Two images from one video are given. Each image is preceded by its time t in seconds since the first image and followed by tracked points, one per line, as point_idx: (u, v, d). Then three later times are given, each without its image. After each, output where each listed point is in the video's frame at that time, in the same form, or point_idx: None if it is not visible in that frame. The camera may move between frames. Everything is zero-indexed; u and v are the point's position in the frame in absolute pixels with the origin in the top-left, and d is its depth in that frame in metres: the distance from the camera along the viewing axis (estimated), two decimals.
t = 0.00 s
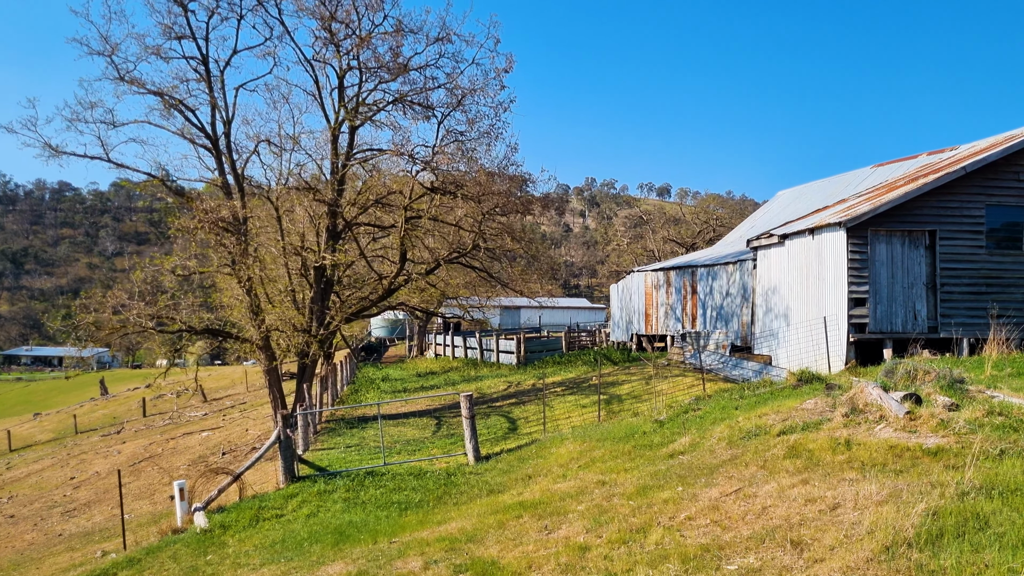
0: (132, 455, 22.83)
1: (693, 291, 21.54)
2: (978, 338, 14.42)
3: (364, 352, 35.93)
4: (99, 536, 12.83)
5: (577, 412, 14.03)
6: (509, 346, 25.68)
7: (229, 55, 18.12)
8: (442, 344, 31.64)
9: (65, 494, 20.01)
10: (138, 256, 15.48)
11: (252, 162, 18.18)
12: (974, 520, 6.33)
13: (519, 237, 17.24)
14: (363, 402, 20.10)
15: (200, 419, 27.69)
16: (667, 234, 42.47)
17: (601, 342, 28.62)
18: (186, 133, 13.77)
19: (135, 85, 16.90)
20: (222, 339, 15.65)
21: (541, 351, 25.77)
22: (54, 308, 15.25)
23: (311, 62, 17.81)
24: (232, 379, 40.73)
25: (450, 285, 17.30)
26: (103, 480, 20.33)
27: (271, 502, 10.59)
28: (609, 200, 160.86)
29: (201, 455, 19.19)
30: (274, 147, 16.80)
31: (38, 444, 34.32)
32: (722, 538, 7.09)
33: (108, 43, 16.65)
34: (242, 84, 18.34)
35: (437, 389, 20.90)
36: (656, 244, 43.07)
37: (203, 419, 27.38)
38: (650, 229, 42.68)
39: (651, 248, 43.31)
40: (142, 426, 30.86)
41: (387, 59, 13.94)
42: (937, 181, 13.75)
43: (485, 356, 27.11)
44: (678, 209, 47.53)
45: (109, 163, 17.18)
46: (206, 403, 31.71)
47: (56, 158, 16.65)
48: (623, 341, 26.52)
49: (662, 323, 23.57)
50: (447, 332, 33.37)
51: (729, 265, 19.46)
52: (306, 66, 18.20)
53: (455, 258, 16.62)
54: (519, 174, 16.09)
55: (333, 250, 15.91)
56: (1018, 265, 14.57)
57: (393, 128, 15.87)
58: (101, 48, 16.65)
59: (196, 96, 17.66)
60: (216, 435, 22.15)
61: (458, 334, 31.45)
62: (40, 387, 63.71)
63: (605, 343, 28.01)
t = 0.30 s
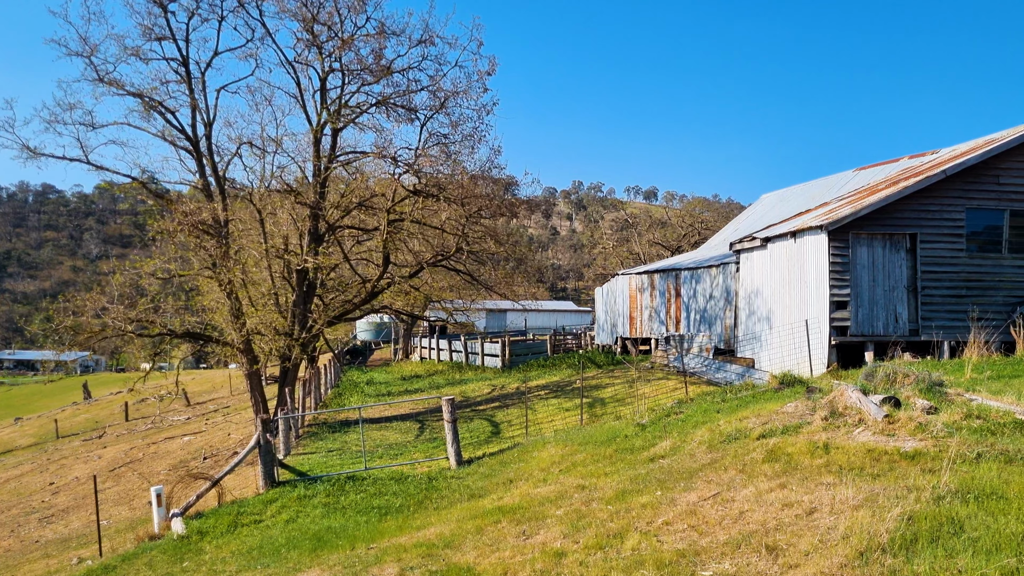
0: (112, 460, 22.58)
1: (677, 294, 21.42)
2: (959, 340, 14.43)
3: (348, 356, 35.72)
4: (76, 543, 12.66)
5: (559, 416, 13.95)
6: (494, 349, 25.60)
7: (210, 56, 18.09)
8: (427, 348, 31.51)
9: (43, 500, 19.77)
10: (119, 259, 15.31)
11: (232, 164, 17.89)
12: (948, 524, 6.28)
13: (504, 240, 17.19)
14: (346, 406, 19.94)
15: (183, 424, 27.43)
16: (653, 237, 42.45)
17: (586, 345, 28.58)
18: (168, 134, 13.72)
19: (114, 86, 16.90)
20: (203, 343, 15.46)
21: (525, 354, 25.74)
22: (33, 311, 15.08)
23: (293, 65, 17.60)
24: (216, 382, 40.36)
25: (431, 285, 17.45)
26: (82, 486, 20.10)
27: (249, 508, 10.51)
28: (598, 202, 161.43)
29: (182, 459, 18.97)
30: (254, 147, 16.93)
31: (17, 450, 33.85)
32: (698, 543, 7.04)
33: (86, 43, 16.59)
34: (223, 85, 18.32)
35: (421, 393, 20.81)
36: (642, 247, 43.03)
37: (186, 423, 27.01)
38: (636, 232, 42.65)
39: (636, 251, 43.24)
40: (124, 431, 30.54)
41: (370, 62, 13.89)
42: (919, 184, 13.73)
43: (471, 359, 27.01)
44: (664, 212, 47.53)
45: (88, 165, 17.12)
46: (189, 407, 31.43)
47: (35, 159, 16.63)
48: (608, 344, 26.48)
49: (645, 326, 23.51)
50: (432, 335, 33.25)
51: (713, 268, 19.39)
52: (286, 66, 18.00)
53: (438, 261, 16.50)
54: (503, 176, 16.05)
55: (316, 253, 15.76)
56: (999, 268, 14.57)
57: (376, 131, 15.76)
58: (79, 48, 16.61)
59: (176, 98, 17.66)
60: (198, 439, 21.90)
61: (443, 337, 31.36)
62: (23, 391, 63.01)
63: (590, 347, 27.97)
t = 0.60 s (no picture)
0: (90, 464, 22.33)
1: (658, 296, 21.46)
2: (935, 343, 14.47)
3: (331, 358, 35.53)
4: (49, 550, 12.51)
5: (539, 419, 13.91)
6: (476, 351, 25.55)
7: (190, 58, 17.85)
8: (410, 350, 31.43)
9: (19, 505, 19.52)
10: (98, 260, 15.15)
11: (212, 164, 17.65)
12: (919, 530, 6.23)
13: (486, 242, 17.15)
14: (327, 409, 19.82)
15: (163, 427, 27.20)
16: (635, 239, 42.50)
17: (569, 347, 28.57)
18: (145, 134, 13.67)
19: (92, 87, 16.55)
20: (182, 346, 15.37)
21: (508, 356, 25.73)
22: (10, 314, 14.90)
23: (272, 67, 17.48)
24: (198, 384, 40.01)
25: (412, 286, 17.25)
26: (59, 490, 19.86)
27: (225, 513, 10.42)
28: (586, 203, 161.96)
29: (161, 463, 18.76)
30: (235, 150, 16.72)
31: None
32: (671, 549, 6.99)
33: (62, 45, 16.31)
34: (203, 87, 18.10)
35: (403, 396, 20.75)
36: (625, 250, 43.05)
37: (166, 426, 26.70)
38: (620, 234, 42.68)
39: (619, 254, 43.25)
40: (103, 434, 30.20)
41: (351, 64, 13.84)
42: (897, 188, 13.76)
43: (453, 362, 26.94)
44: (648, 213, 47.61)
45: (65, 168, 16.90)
46: (171, 409, 31.14)
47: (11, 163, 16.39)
48: (590, 347, 26.48)
49: (627, 328, 23.54)
50: (415, 338, 33.16)
51: (693, 271, 19.41)
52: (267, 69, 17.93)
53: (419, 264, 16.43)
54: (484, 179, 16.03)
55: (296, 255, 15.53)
56: (974, 271, 14.65)
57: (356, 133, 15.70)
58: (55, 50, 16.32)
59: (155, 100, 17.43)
60: (178, 442, 21.67)
61: (426, 340, 31.28)
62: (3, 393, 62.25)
63: (573, 349, 27.97)
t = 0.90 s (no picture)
0: (62, 468, 21.98)
1: (634, 299, 21.48)
2: (906, 346, 14.57)
3: (307, 361, 35.33)
4: (17, 556, 12.29)
5: (515, 422, 13.90)
6: (454, 354, 25.50)
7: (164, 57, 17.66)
8: (389, 352, 31.31)
9: None
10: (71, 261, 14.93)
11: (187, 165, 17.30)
12: (885, 535, 6.21)
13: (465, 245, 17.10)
14: (305, 412, 19.65)
15: (138, 430, 26.84)
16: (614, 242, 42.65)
17: (548, 350, 28.58)
18: (120, 134, 13.47)
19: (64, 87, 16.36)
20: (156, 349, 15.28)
21: (485, 359, 25.71)
22: None
23: (247, 67, 17.42)
24: (175, 387, 39.51)
25: (389, 289, 17.06)
26: (29, 496, 19.52)
27: (196, 518, 10.31)
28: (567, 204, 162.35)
29: (134, 467, 18.51)
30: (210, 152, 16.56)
31: None
32: (639, 555, 6.94)
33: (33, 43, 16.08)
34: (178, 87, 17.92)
35: (380, 399, 20.67)
36: (603, 253, 43.19)
37: (141, 429, 26.28)
38: (598, 237, 42.80)
39: (597, 256, 43.33)
40: (77, 438, 29.72)
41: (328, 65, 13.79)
42: (869, 192, 13.84)
43: (432, 364, 26.84)
44: (627, 216, 47.80)
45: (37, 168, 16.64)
46: (146, 412, 30.72)
47: None
48: (567, 349, 26.53)
49: (604, 331, 23.58)
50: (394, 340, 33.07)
51: (669, 274, 19.42)
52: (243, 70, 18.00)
53: (395, 267, 16.38)
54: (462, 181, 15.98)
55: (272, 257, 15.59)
56: (944, 275, 14.78)
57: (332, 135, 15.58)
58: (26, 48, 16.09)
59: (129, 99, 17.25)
60: (152, 446, 21.37)
61: (404, 342, 31.18)
62: None
63: (551, 352, 27.98)
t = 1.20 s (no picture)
0: (23, 474, 21.44)
1: (605, 302, 21.50)
2: (871, 350, 14.71)
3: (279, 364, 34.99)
4: None
5: (484, 426, 13.86)
6: (427, 357, 25.40)
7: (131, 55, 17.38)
8: (362, 355, 31.12)
9: None
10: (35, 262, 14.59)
11: (155, 166, 16.89)
12: (846, 542, 6.17)
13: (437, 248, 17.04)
14: (275, 415, 19.40)
15: (104, 434, 26.29)
16: (587, 246, 42.82)
17: (521, 353, 28.58)
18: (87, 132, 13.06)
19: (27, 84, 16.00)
20: (122, 352, 15.08)
21: (458, 362, 25.65)
22: None
23: (217, 66, 17.20)
24: (143, 391, 38.75)
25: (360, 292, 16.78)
26: None
27: (158, 525, 10.10)
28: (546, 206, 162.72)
29: (99, 473, 18.14)
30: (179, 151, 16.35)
31: None
32: (602, 561, 6.85)
33: None
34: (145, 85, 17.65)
35: (351, 402, 20.55)
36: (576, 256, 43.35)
37: (107, 433, 25.74)
38: (571, 240, 42.93)
39: (571, 259, 43.44)
40: (42, 443, 29.01)
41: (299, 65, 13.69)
42: (834, 197, 13.97)
43: (404, 367, 26.71)
44: (601, 220, 48.06)
45: None
46: (114, 416, 30.12)
47: None
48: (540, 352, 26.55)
49: (576, 334, 23.61)
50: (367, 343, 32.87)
51: (639, 277, 19.45)
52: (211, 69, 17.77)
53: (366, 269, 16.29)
54: (434, 184, 15.92)
55: (241, 260, 15.57)
56: (908, 279, 14.97)
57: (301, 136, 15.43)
58: None
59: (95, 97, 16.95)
60: (118, 451, 20.97)
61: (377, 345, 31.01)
62: None
63: (524, 355, 27.97)
